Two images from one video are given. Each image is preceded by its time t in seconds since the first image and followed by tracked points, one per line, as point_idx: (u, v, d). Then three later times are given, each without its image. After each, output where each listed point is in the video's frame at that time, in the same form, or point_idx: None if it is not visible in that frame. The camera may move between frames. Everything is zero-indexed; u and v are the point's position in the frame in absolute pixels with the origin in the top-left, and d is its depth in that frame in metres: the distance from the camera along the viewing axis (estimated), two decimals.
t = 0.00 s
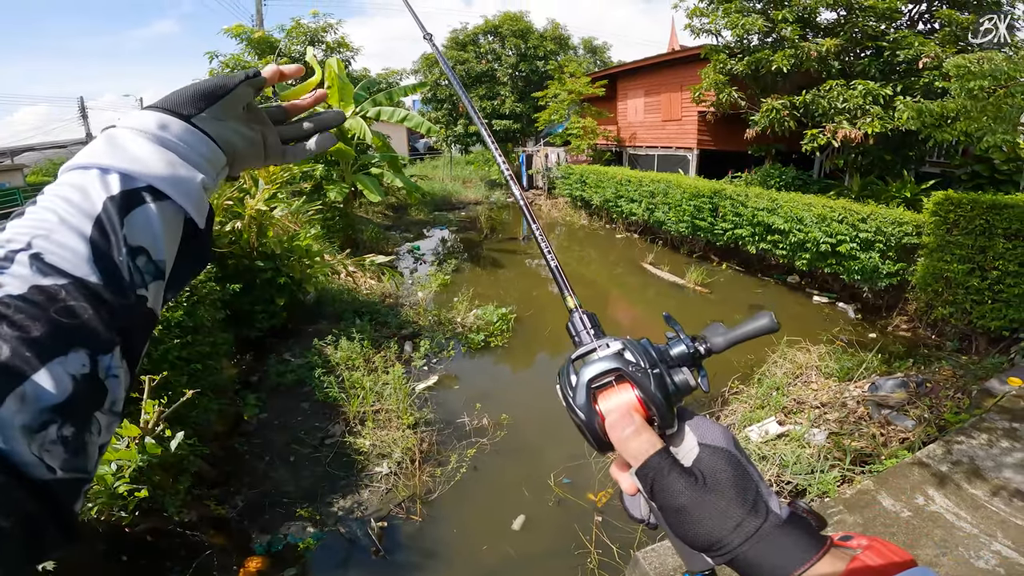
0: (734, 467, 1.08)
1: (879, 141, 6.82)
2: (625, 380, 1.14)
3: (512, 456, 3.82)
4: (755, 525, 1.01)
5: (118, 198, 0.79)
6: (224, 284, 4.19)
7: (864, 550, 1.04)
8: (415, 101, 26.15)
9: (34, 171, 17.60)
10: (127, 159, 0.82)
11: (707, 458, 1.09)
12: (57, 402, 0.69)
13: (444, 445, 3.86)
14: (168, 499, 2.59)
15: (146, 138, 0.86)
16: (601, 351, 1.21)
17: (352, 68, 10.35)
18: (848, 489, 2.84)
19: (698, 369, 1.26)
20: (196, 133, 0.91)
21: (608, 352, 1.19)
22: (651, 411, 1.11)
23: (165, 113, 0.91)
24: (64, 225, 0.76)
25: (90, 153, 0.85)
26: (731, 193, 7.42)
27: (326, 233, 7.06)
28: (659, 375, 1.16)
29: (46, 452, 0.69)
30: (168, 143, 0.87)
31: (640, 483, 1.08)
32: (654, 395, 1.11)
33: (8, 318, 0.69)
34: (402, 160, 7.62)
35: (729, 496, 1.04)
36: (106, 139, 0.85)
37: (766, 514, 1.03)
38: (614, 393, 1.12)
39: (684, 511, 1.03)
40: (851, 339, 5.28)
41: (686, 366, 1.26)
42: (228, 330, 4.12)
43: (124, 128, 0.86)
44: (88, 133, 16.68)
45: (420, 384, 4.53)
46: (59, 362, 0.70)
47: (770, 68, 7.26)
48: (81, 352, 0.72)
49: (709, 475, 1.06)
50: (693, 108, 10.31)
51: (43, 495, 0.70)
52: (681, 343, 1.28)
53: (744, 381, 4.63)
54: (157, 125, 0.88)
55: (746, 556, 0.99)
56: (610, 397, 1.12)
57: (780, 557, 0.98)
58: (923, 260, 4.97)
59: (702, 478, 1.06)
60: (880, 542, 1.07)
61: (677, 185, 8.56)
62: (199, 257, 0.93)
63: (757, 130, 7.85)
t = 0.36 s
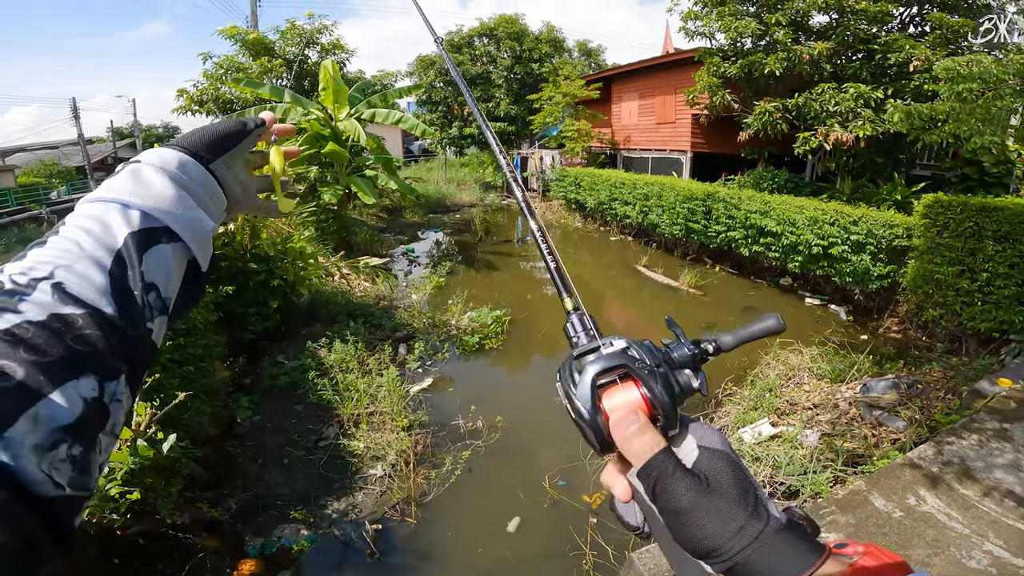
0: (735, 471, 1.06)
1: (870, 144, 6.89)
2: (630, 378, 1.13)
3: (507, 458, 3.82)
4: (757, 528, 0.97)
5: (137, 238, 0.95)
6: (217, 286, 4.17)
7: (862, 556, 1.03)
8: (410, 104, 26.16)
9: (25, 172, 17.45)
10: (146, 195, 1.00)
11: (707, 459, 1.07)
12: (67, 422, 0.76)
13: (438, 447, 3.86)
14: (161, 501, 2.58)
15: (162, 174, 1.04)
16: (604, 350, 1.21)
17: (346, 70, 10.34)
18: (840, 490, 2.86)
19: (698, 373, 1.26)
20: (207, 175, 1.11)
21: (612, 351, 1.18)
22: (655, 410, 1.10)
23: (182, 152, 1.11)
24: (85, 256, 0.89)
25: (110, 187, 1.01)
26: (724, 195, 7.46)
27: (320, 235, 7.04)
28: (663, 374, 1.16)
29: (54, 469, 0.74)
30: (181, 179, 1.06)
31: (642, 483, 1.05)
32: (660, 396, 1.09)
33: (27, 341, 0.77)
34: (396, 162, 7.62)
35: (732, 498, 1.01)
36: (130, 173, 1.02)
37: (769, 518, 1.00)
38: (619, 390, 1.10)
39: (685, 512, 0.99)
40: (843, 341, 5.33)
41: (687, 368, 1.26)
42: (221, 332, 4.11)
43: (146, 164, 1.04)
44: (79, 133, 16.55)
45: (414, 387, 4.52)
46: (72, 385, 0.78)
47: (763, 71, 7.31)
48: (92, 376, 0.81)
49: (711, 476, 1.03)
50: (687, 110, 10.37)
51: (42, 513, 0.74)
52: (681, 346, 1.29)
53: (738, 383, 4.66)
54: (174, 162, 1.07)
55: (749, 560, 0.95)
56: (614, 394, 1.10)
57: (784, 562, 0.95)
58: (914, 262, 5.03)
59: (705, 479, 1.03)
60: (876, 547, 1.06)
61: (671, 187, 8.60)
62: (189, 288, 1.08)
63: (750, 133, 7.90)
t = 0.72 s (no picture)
0: (803, 416, 1.04)
1: (867, 146, 6.91)
2: (688, 329, 1.22)
3: (506, 459, 3.82)
4: (831, 473, 0.95)
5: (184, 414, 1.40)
6: (216, 287, 4.16)
7: (964, 510, 0.93)
8: (410, 105, 26.22)
9: (22, 172, 17.38)
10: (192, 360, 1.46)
11: (774, 404, 1.06)
12: (102, 574, 1.10)
13: (437, 448, 3.86)
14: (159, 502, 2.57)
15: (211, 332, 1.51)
16: (665, 305, 1.30)
17: (345, 70, 10.34)
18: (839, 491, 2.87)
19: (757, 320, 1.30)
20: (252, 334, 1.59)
21: (671, 304, 1.27)
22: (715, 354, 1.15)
23: (238, 305, 1.60)
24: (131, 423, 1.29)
25: (177, 340, 1.49)
26: (722, 197, 7.48)
27: (318, 236, 7.03)
28: (719, 322, 1.21)
29: None
30: (224, 334, 1.53)
31: (701, 425, 1.09)
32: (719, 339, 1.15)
33: (76, 512, 1.12)
34: (395, 163, 7.63)
35: (799, 441, 0.99)
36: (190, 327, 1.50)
37: (846, 465, 0.97)
38: (679, 340, 1.19)
39: (751, 456, 1.00)
40: (840, 342, 5.34)
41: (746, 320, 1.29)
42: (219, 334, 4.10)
43: (201, 321, 1.52)
44: (76, 133, 16.49)
45: (413, 388, 4.52)
46: (117, 552, 1.15)
47: (761, 73, 7.33)
48: (131, 544, 1.19)
49: (776, 420, 1.03)
50: (685, 112, 10.39)
51: None
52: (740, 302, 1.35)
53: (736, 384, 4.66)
54: (224, 317, 1.55)
55: (819, 503, 0.94)
56: (674, 343, 1.19)
57: (860, 509, 0.91)
58: (911, 264, 5.05)
59: (770, 422, 1.03)
60: (977, 501, 0.95)
61: (669, 189, 8.62)
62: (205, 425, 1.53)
63: (748, 135, 7.92)
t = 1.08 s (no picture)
0: (788, 436, 1.25)
1: (865, 148, 6.92)
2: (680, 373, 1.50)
3: (505, 461, 3.81)
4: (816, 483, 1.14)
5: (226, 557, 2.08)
6: (214, 288, 4.15)
7: (951, 512, 0.98)
8: (409, 106, 26.25)
9: (19, 172, 17.30)
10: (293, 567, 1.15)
11: (761, 426, 1.28)
12: None
13: (435, 451, 3.85)
14: (157, 504, 2.55)
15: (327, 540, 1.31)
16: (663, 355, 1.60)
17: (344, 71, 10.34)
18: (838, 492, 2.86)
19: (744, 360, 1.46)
20: (361, 550, 1.38)
21: (667, 354, 1.58)
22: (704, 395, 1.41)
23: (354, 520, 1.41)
24: None
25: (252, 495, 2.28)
26: (720, 199, 7.49)
27: (316, 237, 7.03)
28: (704, 362, 1.46)
29: None
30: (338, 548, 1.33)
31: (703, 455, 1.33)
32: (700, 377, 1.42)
33: None
34: (393, 165, 7.62)
35: (779, 458, 1.21)
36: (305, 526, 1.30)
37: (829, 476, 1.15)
38: (672, 383, 1.49)
39: (742, 471, 1.23)
40: (839, 344, 5.35)
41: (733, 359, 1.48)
42: (217, 335, 4.08)
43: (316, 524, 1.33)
44: (74, 133, 16.46)
45: (411, 390, 4.51)
46: None
47: (759, 75, 7.34)
48: None
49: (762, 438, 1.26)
50: (684, 114, 10.41)
51: None
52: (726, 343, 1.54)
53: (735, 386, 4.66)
54: (341, 533, 1.36)
55: (806, 507, 1.13)
56: (667, 386, 1.49)
57: (841, 509, 1.07)
58: (908, 266, 5.07)
59: (756, 440, 1.26)
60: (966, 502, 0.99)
61: (667, 191, 8.62)
62: None
63: (746, 137, 7.95)
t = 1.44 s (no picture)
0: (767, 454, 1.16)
1: (861, 150, 6.95)
2: (665, 408, 1.39)
3: (504, 462, 3.82)
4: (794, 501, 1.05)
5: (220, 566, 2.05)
6: (211, 290, 4.14)
7: (921, 528, 0.97)
8: (406, 107, 26.25)
9: (15, 173, 17.24)
10: None
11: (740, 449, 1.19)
12: None
13: (434, 452, 3.85)
14: (154, 506, 2.54)
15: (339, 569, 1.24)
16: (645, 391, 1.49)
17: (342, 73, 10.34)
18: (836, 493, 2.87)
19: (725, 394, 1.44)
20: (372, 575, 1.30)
21: (648, 389, 1.47)
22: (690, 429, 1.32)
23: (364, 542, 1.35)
24: None
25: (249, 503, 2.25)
26: (717, 201, 7.51)
27: (314, 238, 7.02)
28: (690, 395, 1.37)
29: None
30: None
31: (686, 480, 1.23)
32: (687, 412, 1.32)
33: None
34: (391, 167, 7.62)
35: (756, 479, 1.11)
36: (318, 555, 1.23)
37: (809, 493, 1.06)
38: (658, 417, 1.38)
39: (717, 493, 1.13)
40: (835, 346, 5.38)
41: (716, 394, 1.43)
42: (214, 337, 4.08)
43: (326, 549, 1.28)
44: (71, 135, 16.40)
45: (410, 392, 4.51)
46: None
47: (757, 77, 7.37)
48: None
49: (738, 459, 1.17)
50: (681, 116, 10.44)
51: None
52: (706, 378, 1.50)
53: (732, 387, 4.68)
54: (355, 560, 1.29)
55: (785, 529, 1.03)
56: (653, 420, 1.39)
57: (820, 531, 0.98)
58: (905, 268, 5.10)
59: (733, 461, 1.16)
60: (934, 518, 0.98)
61: (665, 193, 8.65)
62: None
63: (744, 139, 7.98)
